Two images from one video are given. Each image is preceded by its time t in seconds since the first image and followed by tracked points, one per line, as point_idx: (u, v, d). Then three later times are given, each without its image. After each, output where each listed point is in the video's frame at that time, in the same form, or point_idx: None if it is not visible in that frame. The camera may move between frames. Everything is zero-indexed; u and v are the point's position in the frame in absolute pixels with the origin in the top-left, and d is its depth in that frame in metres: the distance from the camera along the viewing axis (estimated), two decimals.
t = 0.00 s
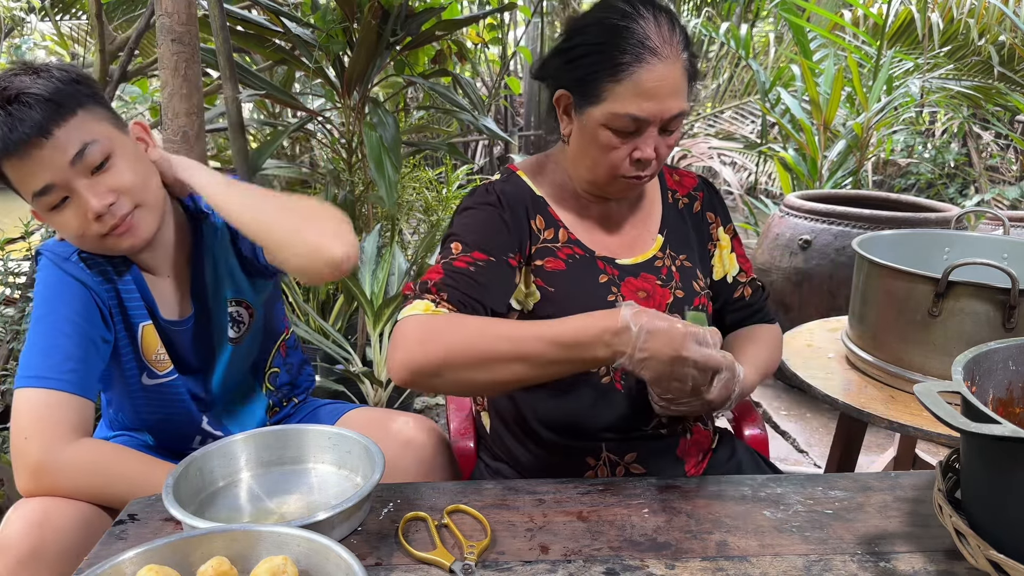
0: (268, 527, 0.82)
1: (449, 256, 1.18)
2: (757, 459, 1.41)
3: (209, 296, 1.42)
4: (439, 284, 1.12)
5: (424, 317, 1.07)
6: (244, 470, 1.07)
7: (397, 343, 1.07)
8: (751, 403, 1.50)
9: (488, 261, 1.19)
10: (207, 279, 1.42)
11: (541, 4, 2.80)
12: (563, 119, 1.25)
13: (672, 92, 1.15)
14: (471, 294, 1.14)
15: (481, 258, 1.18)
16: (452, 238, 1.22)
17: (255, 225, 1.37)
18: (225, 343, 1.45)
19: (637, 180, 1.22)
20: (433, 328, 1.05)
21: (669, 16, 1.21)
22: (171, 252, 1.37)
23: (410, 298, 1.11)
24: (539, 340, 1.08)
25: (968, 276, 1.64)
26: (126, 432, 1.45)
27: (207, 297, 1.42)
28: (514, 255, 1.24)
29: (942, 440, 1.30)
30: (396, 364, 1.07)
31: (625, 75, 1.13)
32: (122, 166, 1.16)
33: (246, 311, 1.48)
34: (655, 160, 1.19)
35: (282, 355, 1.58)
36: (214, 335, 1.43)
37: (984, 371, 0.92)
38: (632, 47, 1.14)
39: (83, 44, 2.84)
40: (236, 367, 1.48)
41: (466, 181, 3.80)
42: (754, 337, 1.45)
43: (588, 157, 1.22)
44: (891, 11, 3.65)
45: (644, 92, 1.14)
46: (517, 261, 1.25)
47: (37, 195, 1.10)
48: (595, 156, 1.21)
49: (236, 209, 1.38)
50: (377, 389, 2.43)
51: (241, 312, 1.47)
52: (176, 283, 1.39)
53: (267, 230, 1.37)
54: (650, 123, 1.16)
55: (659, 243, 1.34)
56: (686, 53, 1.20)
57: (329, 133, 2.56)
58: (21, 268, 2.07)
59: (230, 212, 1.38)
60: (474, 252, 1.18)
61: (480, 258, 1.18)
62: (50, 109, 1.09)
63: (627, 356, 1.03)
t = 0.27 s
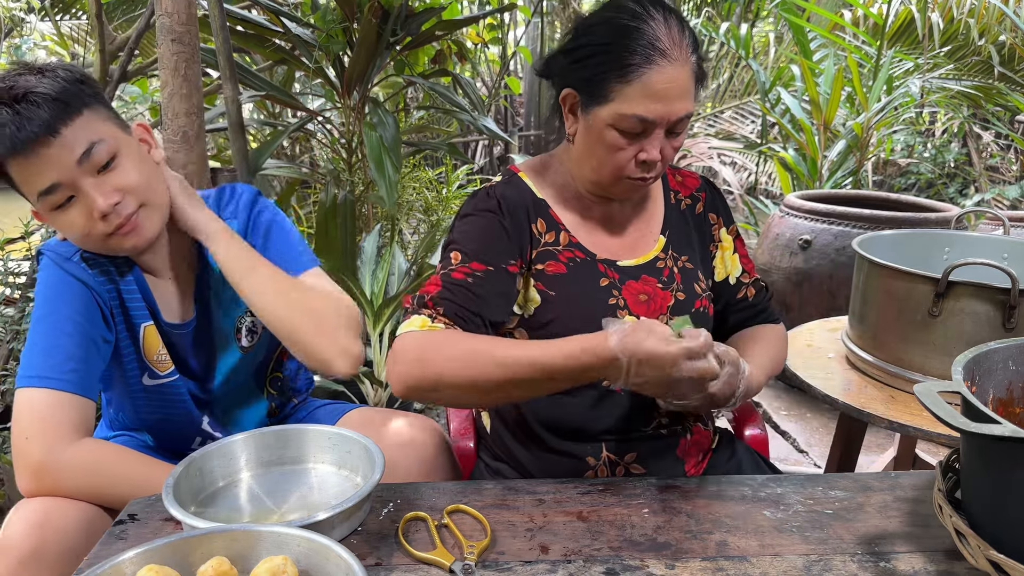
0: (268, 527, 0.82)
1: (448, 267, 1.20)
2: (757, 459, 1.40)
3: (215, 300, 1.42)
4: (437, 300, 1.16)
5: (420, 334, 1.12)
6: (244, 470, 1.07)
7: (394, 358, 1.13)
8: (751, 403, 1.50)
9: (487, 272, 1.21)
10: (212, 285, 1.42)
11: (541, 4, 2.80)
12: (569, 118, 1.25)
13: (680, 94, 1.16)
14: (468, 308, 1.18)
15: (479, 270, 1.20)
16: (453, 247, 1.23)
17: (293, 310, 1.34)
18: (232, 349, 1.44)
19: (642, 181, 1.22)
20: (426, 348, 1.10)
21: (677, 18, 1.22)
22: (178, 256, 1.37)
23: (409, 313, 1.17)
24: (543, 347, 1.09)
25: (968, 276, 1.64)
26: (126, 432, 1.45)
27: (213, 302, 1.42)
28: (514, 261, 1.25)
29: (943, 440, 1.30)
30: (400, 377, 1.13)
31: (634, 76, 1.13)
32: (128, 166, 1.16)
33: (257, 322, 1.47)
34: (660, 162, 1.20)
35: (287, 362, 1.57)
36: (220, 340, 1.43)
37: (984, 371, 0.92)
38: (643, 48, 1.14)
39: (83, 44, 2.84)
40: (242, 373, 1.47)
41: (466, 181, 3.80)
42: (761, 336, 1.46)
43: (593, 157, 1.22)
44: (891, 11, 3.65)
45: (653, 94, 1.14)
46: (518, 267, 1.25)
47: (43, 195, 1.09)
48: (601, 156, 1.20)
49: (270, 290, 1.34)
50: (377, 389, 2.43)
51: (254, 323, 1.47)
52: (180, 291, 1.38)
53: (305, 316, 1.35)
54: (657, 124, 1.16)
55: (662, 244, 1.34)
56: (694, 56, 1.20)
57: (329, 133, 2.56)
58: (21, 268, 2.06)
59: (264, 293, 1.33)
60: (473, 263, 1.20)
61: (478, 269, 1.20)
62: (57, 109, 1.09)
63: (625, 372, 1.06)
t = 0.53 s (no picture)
0: (268, 527, 0.82)
1: (445, 283, 1.23)
2: (757, 459, 1.40)
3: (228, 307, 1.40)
4: (434, 320, 1.19)
5: (418, 356, 1.17)
6: (244, 470, 1.07)
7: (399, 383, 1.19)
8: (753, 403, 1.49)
9: (483, 284, 1.22)
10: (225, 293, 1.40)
11: (541, 4, 2.79)
12: (569, 119, 1.25)
13: (681, 92, 1.15)
14: (464, 325, 1.20)
15: (475, 284, 1.21)
16: (449, 261, 1.25)
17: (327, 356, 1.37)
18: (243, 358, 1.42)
19: (643, 181, 1.22)
20: (427, 368, 1.16)
21: (678, 16, 1.22)
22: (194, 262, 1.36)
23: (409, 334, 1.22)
24: (532, 360, 1.11)
25: (968, 276, 1.64)
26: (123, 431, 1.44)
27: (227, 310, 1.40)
28: (512, 268, 1.25)
29: (943, 440, 1.30)
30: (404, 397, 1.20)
31: (634, 74, 1.13)
32: (162, 167, 1.16)
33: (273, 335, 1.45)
34: (661, 161, 1.19)
35: (297, 372, 1.56)
36: (230, 348, 1.41)
37: (983, 371, 0.92)
38: (642, 46, 1.14)
39: (83, 44, 2.83)
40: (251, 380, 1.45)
41: (466, 181, 3.80)
42: (758, 337, 1.46)
43: (594, 157, 1.22)
44: (891, 11, 3.65)
45: (653, 93, 1.14)
46: (516, 273, 1.26)
47: (77, 189, 1.09)
48: (602, 156, 1.20)
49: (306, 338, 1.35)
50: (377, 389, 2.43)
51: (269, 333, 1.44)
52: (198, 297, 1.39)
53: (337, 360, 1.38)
54: (657, 123, 1.15)
55: (662, 245, 1.34)
56: (694, 54, 1.20)
57: (329, 133, 2.56)
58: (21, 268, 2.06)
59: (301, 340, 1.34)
60: (468, 279, 1.22)
61: (473, 283, 1.21)
62: (100, 104, 1.10)
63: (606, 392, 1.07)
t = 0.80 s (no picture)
0: (268, 527, 0.82)
1: (445, 288, 1.24)
2: (757, 460, 1.40)
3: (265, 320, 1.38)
4: (437, 324, 1.20)
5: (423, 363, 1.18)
6: (244, 470, 1.07)
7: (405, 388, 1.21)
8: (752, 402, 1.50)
9: (484, 287, 1.22)
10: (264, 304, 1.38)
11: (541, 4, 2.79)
12: (563, 118, 1.25)
13: (672, 85, 1.15)
14: (466, 328, 1.21)
15: (477, 287, 1.22)
16: (449, 263, 1.25)
17: (362, 374, 1.37)
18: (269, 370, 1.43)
19: (639, 176, 1.22)
20: (437, 372, 1.17)
21: (668, 11, 1.22)
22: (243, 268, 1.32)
23: (414, 340, 1.23)
24: (539, 361, 1.12)
25: (968, 276, 1.64)
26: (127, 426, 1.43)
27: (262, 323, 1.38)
28: (511, 268, 1.26)
29: (943, 440, 1.30)
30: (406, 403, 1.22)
31: (625, 67, 1.13)
32: (242, 169, 1.14)
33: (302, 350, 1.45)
34: (656, 155, 1.19)
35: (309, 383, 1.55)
36: (258, 359, 1.41)
37: (983, 371, 0.92)
38: (632, 39, 1.14)
39: (83, 44, 2.83)
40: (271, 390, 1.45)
41: (466, 181, 3.80)
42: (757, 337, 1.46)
43: (589, 154, 1.22)
44: (891, 12, 3.65)
45: (643, 84, 1.14)
46: (515, 273, 1.26)
47: (154, 177, 1.05)
48: (597, 152, 1.20)
49: (347, 352, 1.36)
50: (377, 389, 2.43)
51: (297, 348, 1.44)
52: (236, 304, 1.35)
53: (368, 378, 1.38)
54: (650, 116, 1.15)
55: (660, 244, 1.34)
56: (684, 45, 1.19)
57: (329, 133, 2.56)
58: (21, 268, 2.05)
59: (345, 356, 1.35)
60: (469, 282, 1.22)
61: (473, 286, 1.22)
62: (194, 95, 1.07)
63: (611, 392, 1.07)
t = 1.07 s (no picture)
0: (268, 527, 0.82)
1: (454, 287, 1.23)
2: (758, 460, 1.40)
3: (289, 322, 1.42)
4: (451, 323, 1.20)
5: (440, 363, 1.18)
6: (244, 470, 1.07)
7: (417, 385, 1.21)
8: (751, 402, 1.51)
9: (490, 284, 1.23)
10: (289, 304, 1.41)
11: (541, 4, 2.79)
12: (561, 118, 1.25)
13: (668, 90, 1.15)
14: (481, 327, 1.21)
15: (486, 285, 1.23)
16: (454, 262, 1.25)
17: (375, 367, 1.36)
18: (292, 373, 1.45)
19: (635, 178, 1.22)
20: (452, 369, 1.17)
21: (667, 14, 1.22)
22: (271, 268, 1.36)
23: (424, 339, 1.21)
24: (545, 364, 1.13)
25: (968, 276, 1.64)
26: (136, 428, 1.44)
27: (286, 325, 1.42)
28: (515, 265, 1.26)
29: (943, 440, 1.30)
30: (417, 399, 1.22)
31: (623, 72, 1.13)
32: (283, 168, 1.22)
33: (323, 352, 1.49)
34: (652, 158, 1.20)
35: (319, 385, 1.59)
36: (283, 362, 1.43)
37: (983, 371, 0.93)
38: (630, 44, 1.14)
39: (83, 44, 2.83)
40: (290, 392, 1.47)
41: (466, 181, 3.80)
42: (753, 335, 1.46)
43: (585, 156, 1.22)
44: (891, 12, 3.65)
45: (641, 90, 1.14)
46: (520, 270, 1.26)
47: (203, 172, 1.11)
48: (594, 155, 1.20)
49: (364, 344, 1.36)
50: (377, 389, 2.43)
51: (320, 350, 1.48)
52: (262, 305, 1.38)
53: (380, 372, 1.37)
54: (647, 120, 1.15)
55: (659, 241, 1.34)
56: (682, 51, 1.19)
57: (329, 133, 2.56)
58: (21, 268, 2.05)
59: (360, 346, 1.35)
60: (478, 280, 1.23)
61: (484, 284, 1.23)
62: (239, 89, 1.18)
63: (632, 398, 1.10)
